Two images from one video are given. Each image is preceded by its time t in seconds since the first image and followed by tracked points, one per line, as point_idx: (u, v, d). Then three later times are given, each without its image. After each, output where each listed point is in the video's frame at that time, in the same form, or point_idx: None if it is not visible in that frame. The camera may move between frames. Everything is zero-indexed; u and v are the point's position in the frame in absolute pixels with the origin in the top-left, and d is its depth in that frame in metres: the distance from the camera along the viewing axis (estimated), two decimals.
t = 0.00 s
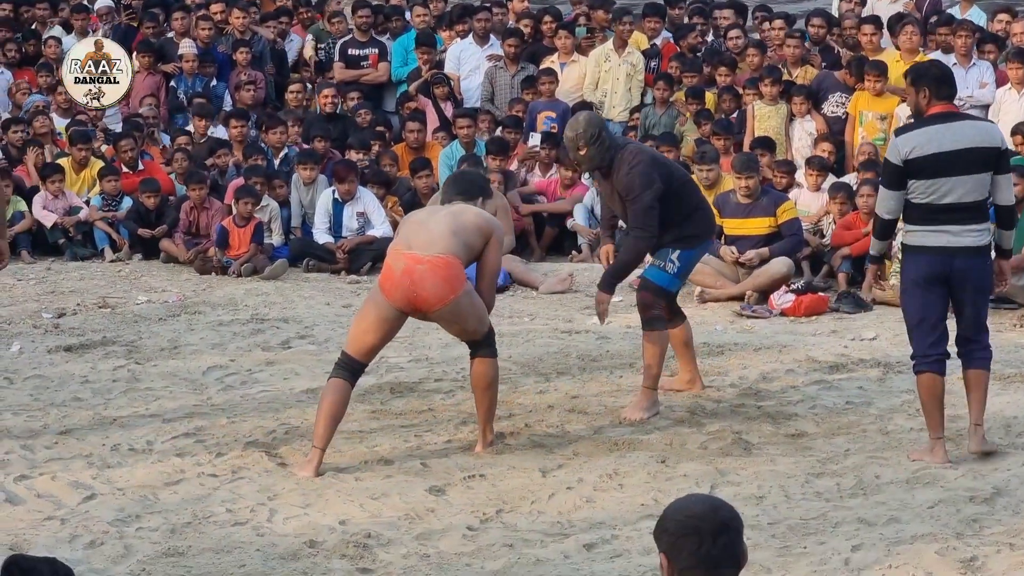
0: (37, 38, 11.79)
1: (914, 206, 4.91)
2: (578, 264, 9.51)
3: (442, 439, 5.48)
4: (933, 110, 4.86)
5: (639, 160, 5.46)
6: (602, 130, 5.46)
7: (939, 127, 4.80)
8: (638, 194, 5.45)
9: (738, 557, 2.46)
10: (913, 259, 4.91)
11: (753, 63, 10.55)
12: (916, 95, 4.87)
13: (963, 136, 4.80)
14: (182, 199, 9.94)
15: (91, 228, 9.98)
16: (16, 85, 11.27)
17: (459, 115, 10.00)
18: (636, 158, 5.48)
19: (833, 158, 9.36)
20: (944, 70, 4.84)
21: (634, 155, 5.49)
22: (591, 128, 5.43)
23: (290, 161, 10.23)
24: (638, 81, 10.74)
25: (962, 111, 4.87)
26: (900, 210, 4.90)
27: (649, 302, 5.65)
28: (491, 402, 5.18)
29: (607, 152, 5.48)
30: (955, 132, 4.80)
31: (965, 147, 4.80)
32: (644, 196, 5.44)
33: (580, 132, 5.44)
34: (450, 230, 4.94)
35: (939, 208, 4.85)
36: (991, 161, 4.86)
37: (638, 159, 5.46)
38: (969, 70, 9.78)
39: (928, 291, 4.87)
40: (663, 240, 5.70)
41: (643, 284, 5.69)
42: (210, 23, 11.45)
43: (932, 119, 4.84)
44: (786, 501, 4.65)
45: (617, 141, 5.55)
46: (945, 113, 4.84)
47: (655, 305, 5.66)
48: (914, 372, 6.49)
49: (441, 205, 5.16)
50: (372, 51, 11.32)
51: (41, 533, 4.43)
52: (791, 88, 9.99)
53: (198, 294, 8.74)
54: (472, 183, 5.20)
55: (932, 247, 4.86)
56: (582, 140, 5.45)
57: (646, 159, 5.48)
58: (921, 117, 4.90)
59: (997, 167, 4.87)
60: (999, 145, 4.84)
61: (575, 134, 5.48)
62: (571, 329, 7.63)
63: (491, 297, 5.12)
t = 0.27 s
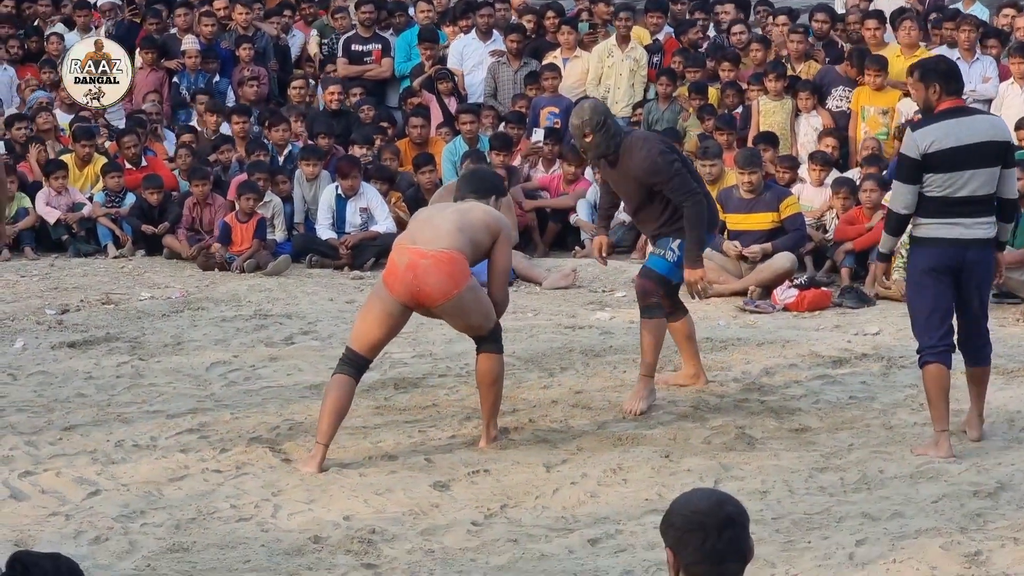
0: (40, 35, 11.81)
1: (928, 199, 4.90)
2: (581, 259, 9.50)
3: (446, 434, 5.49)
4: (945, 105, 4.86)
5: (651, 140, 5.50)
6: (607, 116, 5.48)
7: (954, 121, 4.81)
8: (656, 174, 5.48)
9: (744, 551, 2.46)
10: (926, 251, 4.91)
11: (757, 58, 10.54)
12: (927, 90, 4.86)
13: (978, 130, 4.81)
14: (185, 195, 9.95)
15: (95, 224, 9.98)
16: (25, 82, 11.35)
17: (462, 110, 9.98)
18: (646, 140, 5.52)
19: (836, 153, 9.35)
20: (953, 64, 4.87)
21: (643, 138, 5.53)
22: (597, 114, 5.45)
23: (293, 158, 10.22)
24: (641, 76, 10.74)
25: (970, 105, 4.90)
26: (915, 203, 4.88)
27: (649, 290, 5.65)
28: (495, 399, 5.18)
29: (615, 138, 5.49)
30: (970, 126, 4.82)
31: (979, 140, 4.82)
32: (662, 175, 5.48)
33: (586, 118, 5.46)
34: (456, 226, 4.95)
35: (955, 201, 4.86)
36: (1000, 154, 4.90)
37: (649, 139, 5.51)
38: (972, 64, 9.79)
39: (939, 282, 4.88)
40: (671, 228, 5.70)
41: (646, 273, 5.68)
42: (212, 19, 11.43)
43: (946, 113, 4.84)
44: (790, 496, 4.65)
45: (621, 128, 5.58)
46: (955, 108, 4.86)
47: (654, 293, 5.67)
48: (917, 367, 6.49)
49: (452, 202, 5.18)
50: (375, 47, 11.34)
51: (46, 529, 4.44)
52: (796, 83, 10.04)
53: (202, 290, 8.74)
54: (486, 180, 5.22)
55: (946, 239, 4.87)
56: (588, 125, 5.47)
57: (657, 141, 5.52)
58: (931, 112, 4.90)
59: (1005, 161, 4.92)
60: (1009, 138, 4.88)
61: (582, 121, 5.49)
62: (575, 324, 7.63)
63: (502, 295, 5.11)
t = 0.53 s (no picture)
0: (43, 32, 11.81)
1: (951, 189, 4.96)
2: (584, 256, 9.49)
3: (450, 430, 5.49)
4: (965, 96, 4.93)
5: (646, 151, 5.47)
6: (604, 127, 5.43)
7: (977, 112, 4.89)
8: (647, 187, 5.47)
9: (750, 548, 2.47)
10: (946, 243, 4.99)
11: (760, 55, 10.54)
12: (947, 83, 4.93)
13: (999, 121, 4.91)
14: (188, 192, 9.95)
15: (98, 220, 10.02)
16: (33, 77, 11.37)
17: (465, 108, 10.03)
18: (641, 150, 5.49)
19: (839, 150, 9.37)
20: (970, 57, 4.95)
21: (639, 147, 5.51)
22: (595, 125, 5.40)
23: (296, 155, 10.21)
24: (644, 73, 10.74)
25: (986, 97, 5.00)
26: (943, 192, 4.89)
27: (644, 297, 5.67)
28: (498, 395, 5.19)
29: (610, 149, 5.45)
30: (991, 117, 4.90)
31: (1000, 132, 4.91)
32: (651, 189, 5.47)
33: (584, 129, 5.40)
34: (459, 223, 4.95)
35: (976, 191, 4.94)
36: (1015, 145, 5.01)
37: (645, 151, 5.47)
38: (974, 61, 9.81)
39: (954, 272, 4.98)
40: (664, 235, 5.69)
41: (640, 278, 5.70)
42: (215, 16, 11.53)
43: (967, 104, 4.91)
44: (794, 492, 4.66)
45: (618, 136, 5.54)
46: (975, 100, 4.94)
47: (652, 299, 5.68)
48: (920, 363, 6.49)
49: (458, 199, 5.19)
50: (377, 44, 11.33)
51: (50, 525, 4.45)
52: (802, 81, 10.03)
53: (205, 286, 8.75)
54: (491, 178, 5.22)
55: (966, 229, 4.96)
56: (586, 137, 5.41)
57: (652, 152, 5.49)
58: (950, 103, 4.97)
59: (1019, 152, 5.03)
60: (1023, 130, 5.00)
61: (578, 131, 5.44)
62: (578, 321, 7.63)
63: (511, 289, 5.08)
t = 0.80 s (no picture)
0: (46, 33, 11.83)
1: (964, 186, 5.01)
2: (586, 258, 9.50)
3: (453, 432, 5.50)
4: (977, 95, 5.00)
5: (638, 158, 5.51)
6: (597, 135, 5.45)
7: (991, 111, 4.95)
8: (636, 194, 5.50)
9: (754, 551, 2.48)
10: (952, 239, 5.07)
11: (762, 57, 10.55)
12: (959, 82, 4.99)
13: (1011, 120, 4.97)
14: (190, 193, 9.94)
15: (100, 221, 10.02)
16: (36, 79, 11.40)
17: (468, 110, 10.04)
18: (633, 156, 5.52)
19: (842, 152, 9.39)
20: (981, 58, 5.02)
21: (632, 153, 5.54)
22: (588, 132, 5.41)
23: (298, 157, 10.21)
24: (646, 74, 10.75)
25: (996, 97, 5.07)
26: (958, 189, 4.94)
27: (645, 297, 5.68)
28: (501, 395, 5.19)
29: (605, 154, 5.48)
30: (1003, 116, 4.97)
31: (1011, 131, 4.98)
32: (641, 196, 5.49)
33: (576, 137, 5.43)
34: (462, 224, 4.95)
35: (988, 189, 5.00)
36: None
37: (637, 157, 5.51)
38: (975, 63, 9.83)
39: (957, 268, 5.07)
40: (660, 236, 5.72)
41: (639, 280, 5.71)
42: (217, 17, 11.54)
43: (980, 103, 4.98)
44: (796, 494, 4.66)
45: (611, 141, 5.57)
46: (987, 99, 5.00)
47: (651, 300, 5.70)
48: (923, 366, 6.48)
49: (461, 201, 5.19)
50: (380, 45, 11.33)
51: (53, 526, 4.46)
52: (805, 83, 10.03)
53: (207, 287, 8.76)
54: (495, 180, 5.23)
55: (976, 227, 5.02)
56: (578, 145, 5.44)
57: (644, 159, 5.52)
58: (962, 102, 5.03)
59: None
60: None
61: (571, 138, 5.45)
62: (581, 323, 7.64)
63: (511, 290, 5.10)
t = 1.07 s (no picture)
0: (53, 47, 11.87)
1: (959, 206, 5.12)
2: (591, 273, 9.51)
3: (459, 446, 5.51)
4: (974, 115, 5.10)
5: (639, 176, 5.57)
6: (599, 153, 5.57)
7: (987, 130, 5.05)
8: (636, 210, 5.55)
9: (760, 569, 2.48)
10: (948, 256, 5.15)
11: (769, 73, 10.58)
12: (956, 102, 5.10)
13: (1007, 139, 5.06)
14: (197, 207, 10.01)
15: (107, 235, 10.03)
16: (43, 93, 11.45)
17: (474, 125, 10.02)
18: (635, 174, 5.59)
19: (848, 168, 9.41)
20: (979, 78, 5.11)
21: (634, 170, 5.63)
22: (589, 150, 5.54)
23: (304, 171, 10.25)
24: (653, 89, 10.78)
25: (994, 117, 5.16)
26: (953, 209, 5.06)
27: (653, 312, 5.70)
28: (509, 410, 5.19)
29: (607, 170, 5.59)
30: (999, 136, 5.06)
31: (1007, 151, 5.07)
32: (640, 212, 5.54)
33: (578, 154, 5.55)
34: (469, 241, 4.97)
35: (983, 208, 5.09)
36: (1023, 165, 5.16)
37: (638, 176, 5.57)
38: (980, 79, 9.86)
39: (956, 285, 5.15)
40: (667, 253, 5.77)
41: (648, 294, 5.74)
42: (225, 31, 11.50)
43: (978, 122, 5.07)
44: (802, 510, 4.67)
45: (616, 161, 5.66)
46: (984, 118, 5.09)
47: (659, 313, 5.72)
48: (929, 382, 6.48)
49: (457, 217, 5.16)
50: (386, 59, 11.37)
51: (60, 541, 4.47)
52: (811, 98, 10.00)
53: (214, 302, 8.78)
54: (485, 192, 5.18)
55: (972, 245, 5.10)
56: (580, 162, 5.56)
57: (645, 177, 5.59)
58: (960, 122, 5.13)
59: None
60: None
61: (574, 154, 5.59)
62: (587, 339, 7.65)
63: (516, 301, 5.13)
